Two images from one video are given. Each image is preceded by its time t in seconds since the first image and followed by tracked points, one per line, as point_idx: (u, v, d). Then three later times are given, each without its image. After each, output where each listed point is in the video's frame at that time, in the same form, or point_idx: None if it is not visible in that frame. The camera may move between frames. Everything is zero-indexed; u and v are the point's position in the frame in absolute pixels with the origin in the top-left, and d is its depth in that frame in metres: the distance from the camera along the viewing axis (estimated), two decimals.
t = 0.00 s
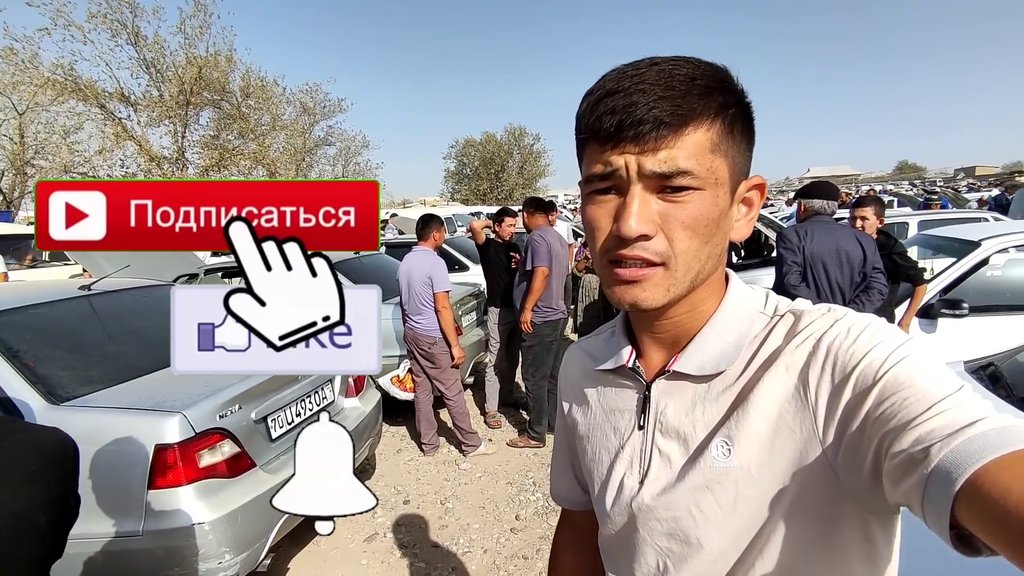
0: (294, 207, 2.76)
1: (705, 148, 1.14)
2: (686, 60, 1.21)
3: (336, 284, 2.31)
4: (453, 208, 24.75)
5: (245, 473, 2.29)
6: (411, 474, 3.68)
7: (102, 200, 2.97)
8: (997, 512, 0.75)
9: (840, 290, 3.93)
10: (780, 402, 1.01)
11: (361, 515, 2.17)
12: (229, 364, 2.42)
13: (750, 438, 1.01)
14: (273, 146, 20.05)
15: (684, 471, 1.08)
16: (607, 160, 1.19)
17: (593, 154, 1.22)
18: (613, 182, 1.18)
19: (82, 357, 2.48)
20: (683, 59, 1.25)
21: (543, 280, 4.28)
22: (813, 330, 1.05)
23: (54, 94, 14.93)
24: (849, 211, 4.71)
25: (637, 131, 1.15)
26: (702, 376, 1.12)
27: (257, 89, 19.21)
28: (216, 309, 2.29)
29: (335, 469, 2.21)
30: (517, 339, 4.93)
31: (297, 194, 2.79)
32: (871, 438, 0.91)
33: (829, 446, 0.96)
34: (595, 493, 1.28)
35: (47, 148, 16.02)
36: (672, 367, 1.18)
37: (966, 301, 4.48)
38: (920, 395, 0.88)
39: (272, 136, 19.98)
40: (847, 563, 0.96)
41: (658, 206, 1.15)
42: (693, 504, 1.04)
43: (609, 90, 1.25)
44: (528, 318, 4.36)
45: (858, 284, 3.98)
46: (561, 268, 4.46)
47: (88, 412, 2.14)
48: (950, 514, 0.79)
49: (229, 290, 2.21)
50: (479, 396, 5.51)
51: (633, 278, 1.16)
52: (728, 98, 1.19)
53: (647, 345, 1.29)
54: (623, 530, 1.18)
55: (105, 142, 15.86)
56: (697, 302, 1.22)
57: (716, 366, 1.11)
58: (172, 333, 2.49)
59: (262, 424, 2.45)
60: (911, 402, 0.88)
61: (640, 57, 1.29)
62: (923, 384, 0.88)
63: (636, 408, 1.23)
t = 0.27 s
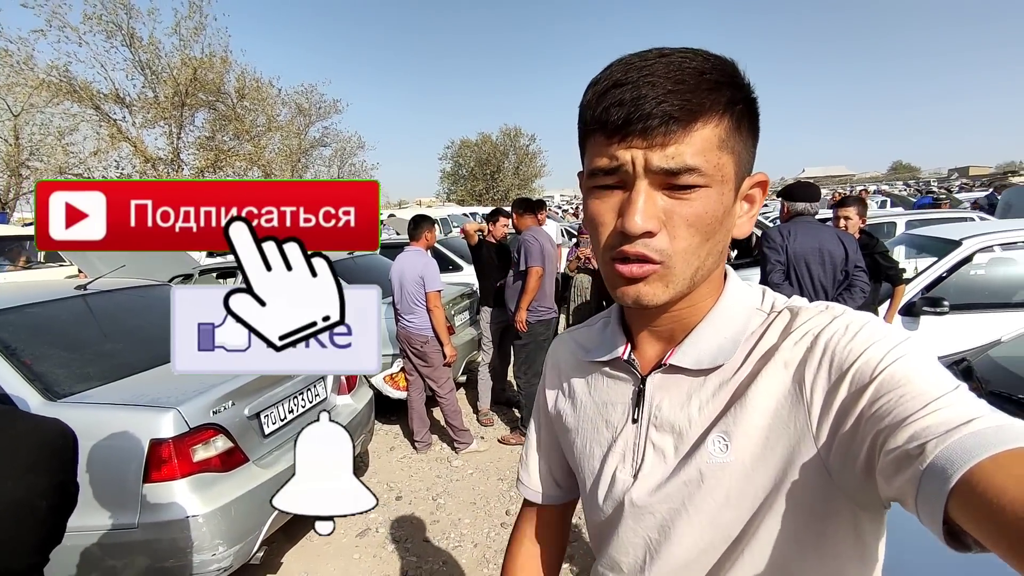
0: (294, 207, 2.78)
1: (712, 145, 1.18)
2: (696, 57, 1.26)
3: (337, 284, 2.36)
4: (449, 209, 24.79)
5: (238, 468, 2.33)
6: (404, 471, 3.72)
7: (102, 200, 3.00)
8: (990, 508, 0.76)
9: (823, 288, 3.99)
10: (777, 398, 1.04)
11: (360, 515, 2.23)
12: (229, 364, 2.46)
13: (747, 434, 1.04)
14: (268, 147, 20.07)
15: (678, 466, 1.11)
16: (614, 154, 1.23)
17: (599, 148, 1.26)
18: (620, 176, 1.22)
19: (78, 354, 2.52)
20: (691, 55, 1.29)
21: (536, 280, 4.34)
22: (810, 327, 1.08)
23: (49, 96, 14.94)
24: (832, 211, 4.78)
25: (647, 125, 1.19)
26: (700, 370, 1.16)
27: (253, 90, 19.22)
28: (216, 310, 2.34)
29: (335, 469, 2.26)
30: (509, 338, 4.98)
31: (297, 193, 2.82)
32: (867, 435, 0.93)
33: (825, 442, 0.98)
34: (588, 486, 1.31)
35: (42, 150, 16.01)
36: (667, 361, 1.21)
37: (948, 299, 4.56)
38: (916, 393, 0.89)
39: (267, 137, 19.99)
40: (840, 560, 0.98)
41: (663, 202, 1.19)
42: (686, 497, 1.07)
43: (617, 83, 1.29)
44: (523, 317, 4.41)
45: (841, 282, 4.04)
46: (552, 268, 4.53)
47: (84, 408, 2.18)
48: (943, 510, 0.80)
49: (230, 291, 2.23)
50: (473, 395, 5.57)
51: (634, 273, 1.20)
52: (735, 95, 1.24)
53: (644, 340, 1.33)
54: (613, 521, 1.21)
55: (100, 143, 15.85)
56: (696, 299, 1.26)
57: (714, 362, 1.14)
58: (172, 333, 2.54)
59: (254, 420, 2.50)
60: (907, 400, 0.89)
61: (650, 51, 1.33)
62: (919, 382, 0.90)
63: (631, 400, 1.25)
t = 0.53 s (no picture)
0: (300, 206, 2.78)
1: (702, 136, 1.22)
2: (685, 50, 1.30)
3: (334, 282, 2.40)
4: (447, 209, 24.69)
5: (234, 461, 2.37)
6: (398, 467, 3.77)
7: (114, 200, 2.99)
8: (985, 502, 0.77)
9: (809, 285, 4.04)
10: (772, 392, 1.06)
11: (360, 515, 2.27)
12: (229, 364, 2.49)
13: (743, 426, 1.06)
14: (265, 147, 20.07)
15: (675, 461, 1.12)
16: (606, 148, 1.27)
17: (591, 142, 1.29)
18: (612, 170, 1.26)
19: (76, 350, 2.56)
20: (681, 49, 1.33)
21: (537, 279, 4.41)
22: (807, 323, 1.10)
23: (45, 95, 14.95)
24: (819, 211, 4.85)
25: (636, 118, 1.23)
26: (696, 364, 1.18)
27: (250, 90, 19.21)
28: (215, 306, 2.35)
29: (335, 469, 2.29)
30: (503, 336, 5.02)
31: (301, 192, 2.78)
32: (862, 429, 0.94)
33: (821, 434, 1.00)
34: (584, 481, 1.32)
35: (38, 149, 15.99)
36: (666, 354, 1.23)
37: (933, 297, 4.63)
38: (911, 387, 0.90)
39: (264, 137, 19.98)
40: (834, 553, 1.00)
41: (655, 195, 1.23)
42: (682, 490, 1.09)
43: (608, 78, 1.33)
44: (526, 316, 4.41)
45: (827, 281, 4.10)
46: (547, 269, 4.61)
47: (81, 403, 2.22)
48: (938, 504, 0.81)
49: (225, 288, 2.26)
50: (467, 393, 5.61)
51: (629, 266, 1.23)
52: (725, 86, 1.28)
53: (641, 334, 1.36)
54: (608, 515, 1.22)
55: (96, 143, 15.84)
56: (692, 292, 1.30)
57: (709, 356, 1.16)
58: (172, 333, 2.57)
59: (249, 415, 2.54)
60: (902, 394, 0.90)
61: (640, 46, 1.37)
62: (914, 377, 0.91)
63: (629, 396, 1.27)
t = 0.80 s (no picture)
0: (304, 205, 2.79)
1: (696, 140, 1.23)
2: (675, 54, 1.31)
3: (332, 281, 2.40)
4: (442, 207, 24.66)
5: (230, 459, 2.39)
6: (394, 465, 3.79)
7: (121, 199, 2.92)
8: (995, 507, 0.78)
9: (800, 284, 4.07)
10: (779, 396, 1.08)
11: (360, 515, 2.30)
12: (229, 364, 2.47)
13: (748, 430, 1.08)
14: (259, 145, 19.99)
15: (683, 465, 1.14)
16: (600, 158, 1.29)
17: (585, 151, 1.32)
18: (607, 179, 1.28)
19: (71, 348, 2.57)
20: (670, 52, 1.35)
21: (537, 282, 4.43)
22: (813, 326, 1.11)
23: (37, 92, 14.85)
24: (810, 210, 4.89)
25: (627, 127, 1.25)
26: (700, 368, 1.19)
27: (244, 88, 19.13)
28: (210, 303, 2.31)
29: (335, 470, 2.31)
30: (498, 335, 5.04)
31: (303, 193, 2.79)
32: (868, 433, 0.96)
33: (827, 438, 1.02)
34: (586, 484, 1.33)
35: (30, 147, 15.85)
36: (671, 358, 1.25)
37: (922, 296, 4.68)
38: (920, 392, 0.92)
39: (259, 135, 19.90)
40: (838, 554, 1.04)
41: (651, 200, 1.25)
42: (691, 494, 1.11)
43: (598, 86, 1.35)
44: (531, 319, 4.40)
45: (817, 280, 4.14)
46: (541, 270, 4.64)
47: (77, 401, 2.23)
48: (949, 509, 0.83)
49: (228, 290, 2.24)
50: (462, 391, 5.63)
51: (628, 273, 1.26)
52: (716, 87, 1.29)
53: (645, 338, 1.37)
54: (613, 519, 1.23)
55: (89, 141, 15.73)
56: (693, 294, 1.32)
57: (715, 359, 1.18)
58: (172, 333, 2.58)
59: (244, 413, 2.55)
60: (910, 399, 0.92)
61: (630, 51, 1.38)
62: (922, 382, 0.93)
63: (633, 400, 1.28)
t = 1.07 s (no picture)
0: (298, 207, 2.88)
1: (694, 140, 1.24)
2: (671, 56, 1.32)
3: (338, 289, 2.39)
4: (437, 206, 24.58)
5: (224, 458, 2.38)
6: (389, 464, 3.79)
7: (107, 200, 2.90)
8: (1000, 511, 0.77)
9: (791, 282, 4.10)
10: (779, 400, 1.09)
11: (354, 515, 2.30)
12: (229, 365, 2.39)
13: (746, 434, 1.09)
14: (253, 143, 19.89)
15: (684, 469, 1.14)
16: (598, 159, 1.30)
17: (583, 153, 1.32)
18: (605, 180, 1.29)
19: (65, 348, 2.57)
20: (666, 55, 1.36)
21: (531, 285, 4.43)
22: (813, 329, 1.12)
23: (28, 90, 14.71)
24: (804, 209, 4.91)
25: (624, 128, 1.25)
26: (700, 372, 1.21)
27: (238, 86, 19.02)
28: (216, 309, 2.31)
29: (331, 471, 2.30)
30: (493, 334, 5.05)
31: (300, 194, 2.83)
32: (870, 437, 0.96)
33: (829, 442, 1.02)
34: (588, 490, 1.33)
35: (21, 145, 15.71)
36: (672, 362, 1.26)
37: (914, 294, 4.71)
38: (921, 394, 0.91)
39: (253, 134, 19.79)
40: (842, 559, 1.03)
41: (650, 201, 1.25)
42: (691, 499, 1.11)
43: (595, 89, 1.36)
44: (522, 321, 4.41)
45: (809, 279, 4.17)
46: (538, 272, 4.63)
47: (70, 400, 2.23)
48: (952, 514, 0.82)
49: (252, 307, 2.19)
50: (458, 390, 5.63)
51: (627, 273, 1.26)
52: (713, 89, 1.30)
53: (645, 340, 1.38)
54: (614, 524, 1.24)
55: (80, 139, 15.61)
56: (693, 297, 1.32)
57: (715, 363, 1.19)
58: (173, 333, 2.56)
59: (238, 412, 2.55)
60: (912, 401, 0.91)
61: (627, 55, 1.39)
62: (923, 384, 0.92)
63: (634, 405, 1.30)
